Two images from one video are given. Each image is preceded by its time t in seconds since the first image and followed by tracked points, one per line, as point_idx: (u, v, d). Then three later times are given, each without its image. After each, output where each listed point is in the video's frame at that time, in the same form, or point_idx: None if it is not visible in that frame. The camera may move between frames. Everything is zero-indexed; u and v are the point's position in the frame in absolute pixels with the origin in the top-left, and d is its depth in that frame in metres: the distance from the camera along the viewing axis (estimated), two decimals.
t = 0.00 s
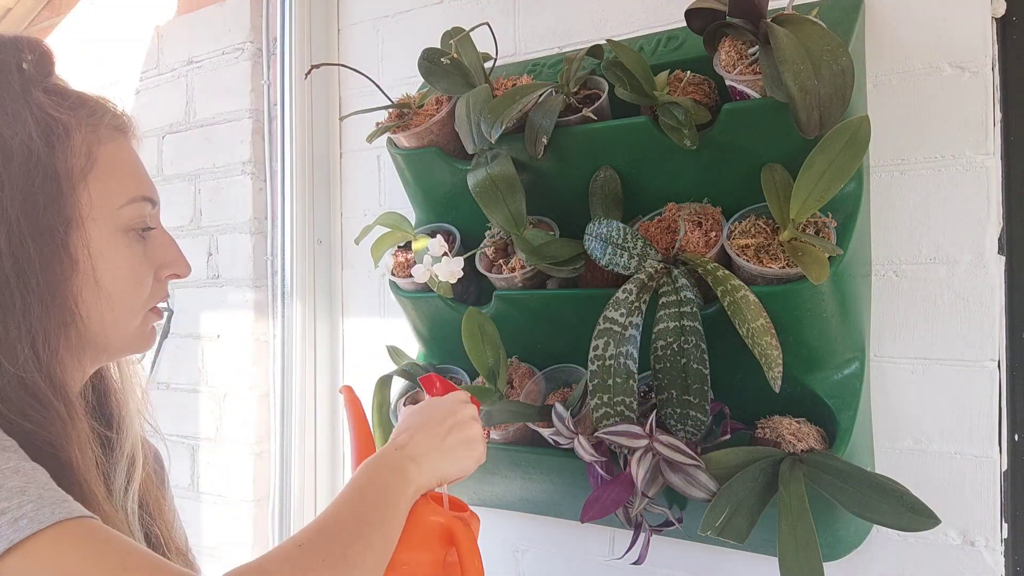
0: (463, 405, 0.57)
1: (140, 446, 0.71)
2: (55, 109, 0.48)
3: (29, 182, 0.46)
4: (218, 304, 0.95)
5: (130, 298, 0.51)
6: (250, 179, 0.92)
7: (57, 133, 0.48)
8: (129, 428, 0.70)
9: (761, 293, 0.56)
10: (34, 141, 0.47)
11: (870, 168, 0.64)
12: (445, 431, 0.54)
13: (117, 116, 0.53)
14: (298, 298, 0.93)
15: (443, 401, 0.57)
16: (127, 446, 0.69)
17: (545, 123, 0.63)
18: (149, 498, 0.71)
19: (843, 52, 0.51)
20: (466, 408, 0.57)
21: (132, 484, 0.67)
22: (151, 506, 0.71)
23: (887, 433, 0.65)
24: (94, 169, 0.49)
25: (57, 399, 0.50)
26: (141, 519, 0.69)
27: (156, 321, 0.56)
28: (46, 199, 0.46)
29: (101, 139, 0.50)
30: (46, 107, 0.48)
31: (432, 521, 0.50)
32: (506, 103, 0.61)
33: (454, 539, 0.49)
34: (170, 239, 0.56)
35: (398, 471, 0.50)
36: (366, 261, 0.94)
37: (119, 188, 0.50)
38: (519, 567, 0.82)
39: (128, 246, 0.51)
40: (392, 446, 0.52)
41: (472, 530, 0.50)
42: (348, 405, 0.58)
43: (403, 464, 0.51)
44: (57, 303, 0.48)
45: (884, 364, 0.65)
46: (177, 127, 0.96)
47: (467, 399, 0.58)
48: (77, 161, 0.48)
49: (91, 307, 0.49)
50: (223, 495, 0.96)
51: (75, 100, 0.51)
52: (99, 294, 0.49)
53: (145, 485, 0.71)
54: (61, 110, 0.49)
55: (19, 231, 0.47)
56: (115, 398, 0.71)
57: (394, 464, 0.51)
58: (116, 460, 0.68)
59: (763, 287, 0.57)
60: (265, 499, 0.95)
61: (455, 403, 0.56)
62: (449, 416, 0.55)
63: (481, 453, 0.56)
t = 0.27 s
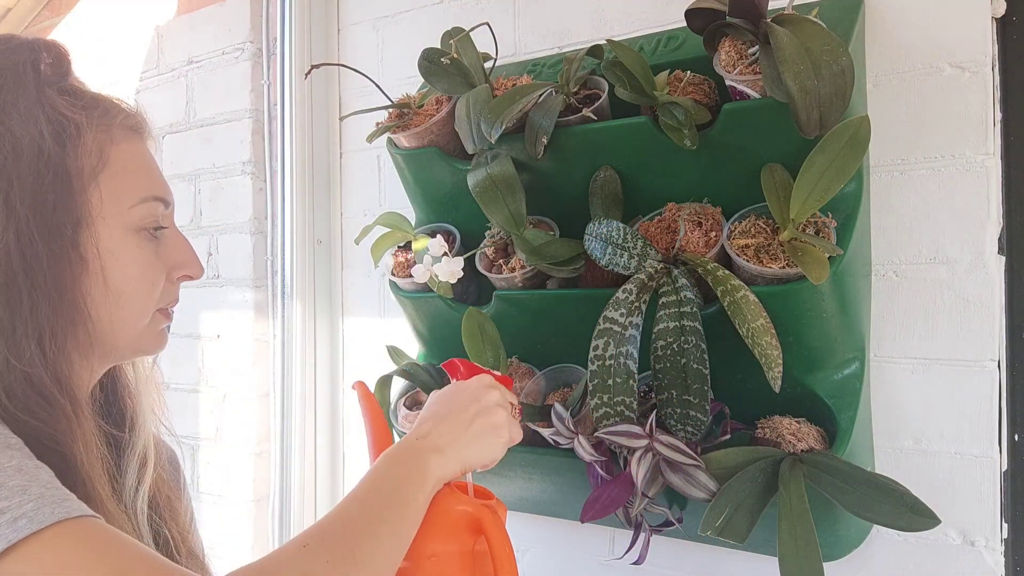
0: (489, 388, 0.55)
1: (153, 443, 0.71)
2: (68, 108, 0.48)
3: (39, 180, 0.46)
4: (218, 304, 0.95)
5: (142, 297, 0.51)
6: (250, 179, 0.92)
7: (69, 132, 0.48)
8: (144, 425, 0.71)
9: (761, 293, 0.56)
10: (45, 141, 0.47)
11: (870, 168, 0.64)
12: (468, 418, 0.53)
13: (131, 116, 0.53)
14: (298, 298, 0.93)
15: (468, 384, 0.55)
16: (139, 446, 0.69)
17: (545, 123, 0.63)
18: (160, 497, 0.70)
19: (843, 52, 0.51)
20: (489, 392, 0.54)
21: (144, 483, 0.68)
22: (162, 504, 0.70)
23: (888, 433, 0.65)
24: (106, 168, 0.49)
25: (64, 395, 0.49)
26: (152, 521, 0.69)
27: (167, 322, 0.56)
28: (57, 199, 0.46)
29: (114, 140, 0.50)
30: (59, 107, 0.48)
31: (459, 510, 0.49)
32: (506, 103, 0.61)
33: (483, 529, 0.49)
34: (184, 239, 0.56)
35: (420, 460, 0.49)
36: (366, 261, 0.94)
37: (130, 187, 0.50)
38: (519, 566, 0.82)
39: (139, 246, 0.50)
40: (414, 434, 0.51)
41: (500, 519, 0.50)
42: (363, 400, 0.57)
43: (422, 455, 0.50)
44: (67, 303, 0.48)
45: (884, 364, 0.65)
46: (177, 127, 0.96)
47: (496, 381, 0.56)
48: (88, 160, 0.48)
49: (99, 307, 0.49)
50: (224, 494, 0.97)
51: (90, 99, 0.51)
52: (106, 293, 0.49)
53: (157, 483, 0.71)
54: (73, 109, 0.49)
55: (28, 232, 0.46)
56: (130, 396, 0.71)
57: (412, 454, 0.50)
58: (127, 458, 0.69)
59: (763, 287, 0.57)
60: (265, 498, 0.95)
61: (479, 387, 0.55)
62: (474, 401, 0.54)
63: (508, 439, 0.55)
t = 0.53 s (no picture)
0: (506, 427, 0.54)
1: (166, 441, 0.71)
2: (63, 103, 0.48)
3: (34, 176, 0.46)
4: (218, 304, 0.95)
5: (147, 291, 0.51)
6: (250, 179, 0.92)
7: (60, 126, 0.47)
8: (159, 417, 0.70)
9: (761, 293, 0.56)
10: (37, 135, 0.47)
11: (871, 168, 0.64)
12: (483, 451, 0.52)
13: (133, 110, 0.53)
14: (298, 298, 0.93)
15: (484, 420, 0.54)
16: (152, 447, 0.70)
17: (545, 123, 0.63)
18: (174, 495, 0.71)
19: (843, 52, 0.51)
20: (507, 430, 0.54)
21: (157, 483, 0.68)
22: (177, 506, 0.71)
23: (888, 433, 0.65)
24: (104, 162, 0.49)
25: (61, 389, 0.50)
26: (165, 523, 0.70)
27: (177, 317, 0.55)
28: (52, 194, 0.47)
29: (111, 134, 0.50)
30: (53, 101, 0.48)
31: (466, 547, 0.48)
32: (506, 103, 0.61)
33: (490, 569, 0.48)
34: (191, 235, 0.57)
35: (428, 489, 0.48)
36: (366, 261, 0.94)
37: (130, 181, 0.50)
38: (519, 566, 0.82)
39: (142, 240, 0.50)
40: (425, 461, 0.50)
41: (507, 560, 0.49)
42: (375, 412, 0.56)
43: (435, 479, 0.48)
44: (65, 301, 0.48)
45: (884, 364, 0.65)
46: (178, 127, 0.96)
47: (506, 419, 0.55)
48: (84, 154, 0.48)
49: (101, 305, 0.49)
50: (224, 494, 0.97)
51: (87, 95, 0.51)
52: (111, 290, 0.49)
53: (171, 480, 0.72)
54: (70, 104, 0.49)
55: (20, 226, 0.46)
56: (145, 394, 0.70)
57: (424, 479, 0.48)
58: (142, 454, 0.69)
59: (763, 287, 0.57)
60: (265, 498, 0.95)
61: (496, 424, 0.54)
62: (489, 435, 0.53)
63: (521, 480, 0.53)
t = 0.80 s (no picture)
0: (522, 467, 0.52)
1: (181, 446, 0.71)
2: (73, 106, 0.48)
3: (43, 179, 0.46)
4: (218, 304, 0.95)
5: (161, 297, 0.51)
6: (250, 179, 0.92)
7: (70, 129, 0.47)
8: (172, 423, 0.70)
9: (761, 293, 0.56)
10: (46, 139, 0.47)
11: (871, 168, 0.64)
12: (497, 489, 0.50)
13: (145, 111, 0.53)
14: (298, 298, 0.93)
15: (502, 458, 0.53)
16: (167, 451, 0.70)
17: (545, 123, 0.63)
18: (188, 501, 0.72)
19: (843, 52, 0.51)
20: (523, 470, 0.52)
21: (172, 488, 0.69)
22: (189, 511, 0.72)
23: (888, 433, 0.65)
24: (116, 163, 0.49)
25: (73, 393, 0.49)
26: (177, 528, 0.70)
27: (195, 320, 0.55)
28: (62, 198, 0.47)
29: (123, 136, 0.50)
30: (63, 103, 0.48)
31: None
32: (506, 103, 0.61)
33: None
34: (209, 239, 0.57)
35: (439, 523, 0.46)
36: (366, 261, 0.94)
37: (143, 184, 0.50)
38: (519, 566, 0.83)
39: (154, 243, 0.50)
40: (438, 497, 0.49)
41: None
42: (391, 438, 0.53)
43: (446, 517, 0.47)
44: (75, 305, 0.48)
45: (884, 364, 0.65)
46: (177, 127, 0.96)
47: (524, 459, 0.53)
48: (93, 157, 0.48)
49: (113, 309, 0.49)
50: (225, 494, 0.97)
51: (98, 96, 0.51)
52: (124, 294, 0.49)
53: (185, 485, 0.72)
54: (80, 106, 0.49)
55: (27, 231, 0.46)
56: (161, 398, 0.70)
57: (435, 515, 0.47)
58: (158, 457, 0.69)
59: (763, 287, 0.57)
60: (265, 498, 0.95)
61: (514, 462, 0.52)
62: (504, 473, 0.51)
63: (535, 522, 0.51)
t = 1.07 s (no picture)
0: (540, 459, 0.51)
1: (184, 448, 0.71)
2: (79, 107, 0.49)
3: (47, 181, 0.47)
4: (218, 304, 0.95)
5: (163, 300, 0.51)
6: (250, 179, 0.92)
7: (75, 132, 0.48)
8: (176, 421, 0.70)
9: (761, 293, 0.56)
10: (52, 141, 0.48)
11: (871, 168, 0.64)
12: (508, 488, 0.50)
13: (150, 113, 0.54)
14: (298, 298, 0.93)
15: (522, 450, 0.51)
16: (169, 454, 0.70)
17: (545, 123, 0.63)
18: (190, 502, 0.72)
19: (843, 52, 0.51)
20: (540, 465, 0.50)
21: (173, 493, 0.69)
22: (192, 514, 0.72)
23: (888, 433, 0.65)
24: (121, 165, 0.49)
25: (76, 399, 0.49)
26: (179, 530, 0.71)
27: (194, 329, 0.55)
28: (66, 199, 0.47)
29: (129, 138, 0.51)
30: (69, 103, 0.49)
31: None
32: (506, 103, 0.61)
33: None
34: (213, 239, 0.57)
35: (449, 524, 0.47)
36: (366, 261, 0.94)
37: (149, 187, 0.50)
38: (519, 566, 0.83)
39: (159, 246, 0.51)
40: (451, 496, 0.50)
41: None
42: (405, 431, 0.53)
43: (455, 519, 0.48)
44: (78, 308, 0.48)
45: (884, 364, 0.65)
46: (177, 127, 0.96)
47: (547, 453, 0.51)
48: (99, 159, 0.49)
49: (118, 313, 0.50)
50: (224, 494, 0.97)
51: (105, 97, 0.51)
52: (128, 298, 0.50)
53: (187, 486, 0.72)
54: (87, 108, 0.49)
55: (31, 233, 0.47)
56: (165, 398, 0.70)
57: (443, 517, 0.48)
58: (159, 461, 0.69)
59: (763, 287, 0.57)
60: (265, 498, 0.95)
61: (532, 457, 0.51)
62: (519, 470, 0.50)
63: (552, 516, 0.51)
